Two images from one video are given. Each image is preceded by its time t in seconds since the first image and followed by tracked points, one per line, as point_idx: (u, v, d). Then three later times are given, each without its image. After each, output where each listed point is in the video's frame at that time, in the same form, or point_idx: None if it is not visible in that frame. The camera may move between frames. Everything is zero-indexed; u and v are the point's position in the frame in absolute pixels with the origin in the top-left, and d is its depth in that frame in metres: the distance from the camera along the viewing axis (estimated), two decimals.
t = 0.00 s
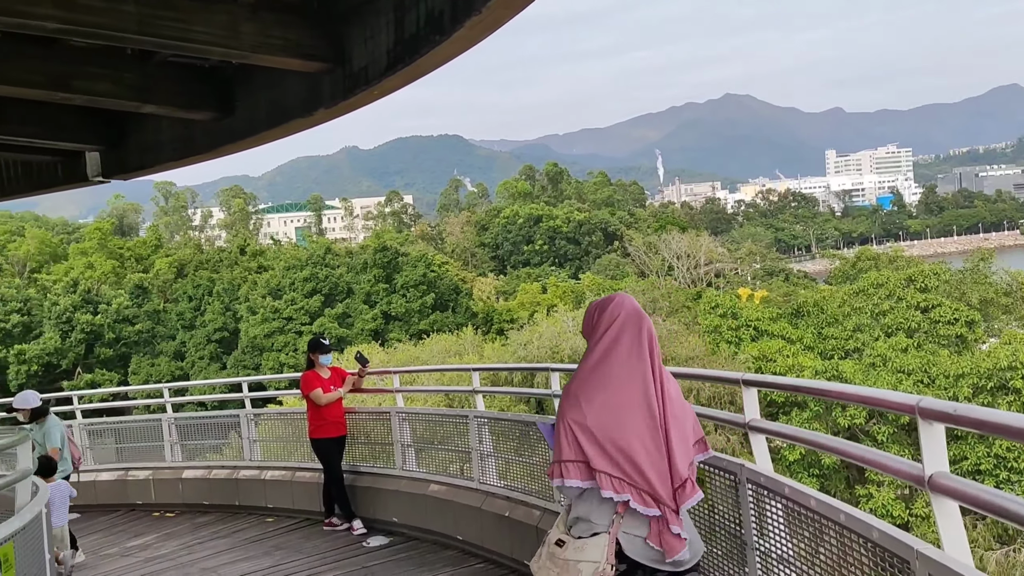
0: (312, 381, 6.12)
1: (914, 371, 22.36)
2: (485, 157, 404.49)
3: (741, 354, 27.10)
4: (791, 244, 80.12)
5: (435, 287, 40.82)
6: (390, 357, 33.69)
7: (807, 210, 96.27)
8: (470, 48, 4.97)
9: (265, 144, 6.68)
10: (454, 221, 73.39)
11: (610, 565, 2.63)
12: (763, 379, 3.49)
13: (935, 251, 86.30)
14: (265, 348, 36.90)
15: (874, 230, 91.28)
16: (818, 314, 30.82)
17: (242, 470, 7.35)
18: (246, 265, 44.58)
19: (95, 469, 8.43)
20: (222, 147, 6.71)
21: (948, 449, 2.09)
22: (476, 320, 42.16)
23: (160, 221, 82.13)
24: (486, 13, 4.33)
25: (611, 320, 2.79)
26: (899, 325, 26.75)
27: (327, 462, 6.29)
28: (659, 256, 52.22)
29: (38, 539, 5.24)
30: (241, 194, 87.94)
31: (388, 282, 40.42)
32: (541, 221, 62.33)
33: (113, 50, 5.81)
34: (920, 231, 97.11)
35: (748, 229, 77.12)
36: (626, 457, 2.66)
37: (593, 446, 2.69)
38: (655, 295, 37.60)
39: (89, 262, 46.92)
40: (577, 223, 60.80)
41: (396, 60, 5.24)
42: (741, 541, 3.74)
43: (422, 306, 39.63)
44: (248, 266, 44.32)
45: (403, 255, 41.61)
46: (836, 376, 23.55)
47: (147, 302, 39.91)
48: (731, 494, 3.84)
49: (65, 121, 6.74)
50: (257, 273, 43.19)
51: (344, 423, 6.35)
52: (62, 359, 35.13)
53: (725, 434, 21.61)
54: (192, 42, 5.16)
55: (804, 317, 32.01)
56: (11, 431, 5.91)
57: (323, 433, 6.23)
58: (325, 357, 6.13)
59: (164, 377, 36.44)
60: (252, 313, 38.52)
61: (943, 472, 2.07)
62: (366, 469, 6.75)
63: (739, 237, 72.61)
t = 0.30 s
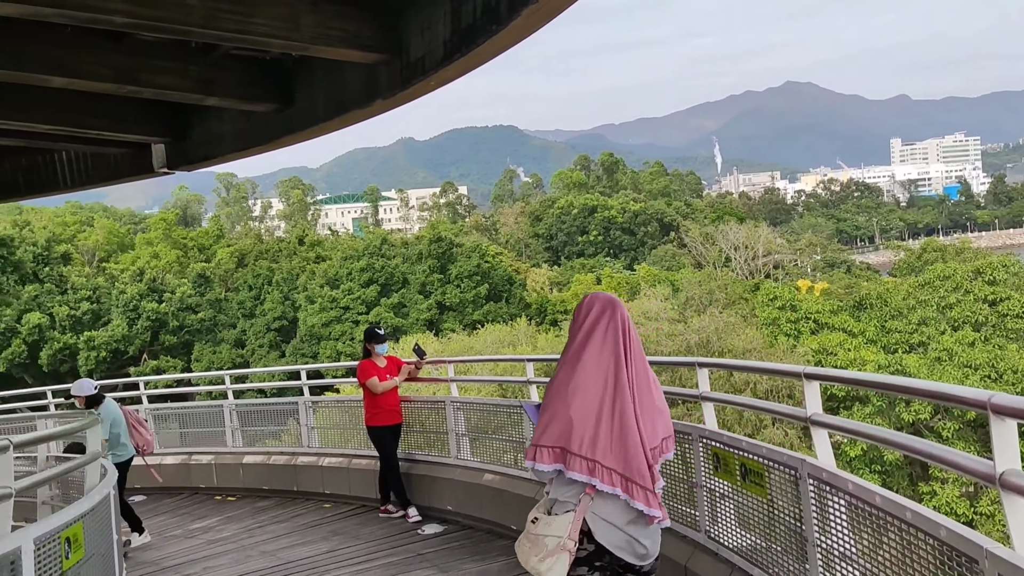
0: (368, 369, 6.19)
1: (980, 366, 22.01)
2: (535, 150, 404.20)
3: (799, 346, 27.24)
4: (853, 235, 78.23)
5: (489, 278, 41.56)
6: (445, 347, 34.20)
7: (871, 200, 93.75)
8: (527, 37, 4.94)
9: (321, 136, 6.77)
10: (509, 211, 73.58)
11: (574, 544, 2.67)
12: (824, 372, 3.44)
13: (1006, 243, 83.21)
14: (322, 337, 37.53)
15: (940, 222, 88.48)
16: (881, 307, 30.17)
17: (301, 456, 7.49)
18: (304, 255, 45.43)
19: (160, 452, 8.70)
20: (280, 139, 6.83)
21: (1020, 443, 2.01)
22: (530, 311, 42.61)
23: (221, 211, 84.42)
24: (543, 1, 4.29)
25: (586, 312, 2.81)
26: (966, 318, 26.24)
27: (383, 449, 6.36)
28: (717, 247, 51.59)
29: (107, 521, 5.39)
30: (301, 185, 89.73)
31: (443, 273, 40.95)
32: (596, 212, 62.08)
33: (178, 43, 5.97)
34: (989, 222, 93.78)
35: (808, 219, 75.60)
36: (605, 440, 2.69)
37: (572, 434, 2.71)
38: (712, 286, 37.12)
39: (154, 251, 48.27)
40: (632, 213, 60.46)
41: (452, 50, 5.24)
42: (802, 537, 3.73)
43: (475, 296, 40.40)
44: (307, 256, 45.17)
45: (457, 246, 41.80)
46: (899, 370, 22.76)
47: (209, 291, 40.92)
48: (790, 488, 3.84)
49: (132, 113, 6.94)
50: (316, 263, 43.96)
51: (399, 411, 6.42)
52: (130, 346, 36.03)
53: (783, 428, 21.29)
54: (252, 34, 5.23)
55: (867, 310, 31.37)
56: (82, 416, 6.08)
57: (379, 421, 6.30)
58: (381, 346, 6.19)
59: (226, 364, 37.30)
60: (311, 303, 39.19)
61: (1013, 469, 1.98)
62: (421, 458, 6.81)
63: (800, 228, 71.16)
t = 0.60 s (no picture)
0: (419, 360, 6.23)
1: None
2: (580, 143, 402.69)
3: (856, 339, 27.47)
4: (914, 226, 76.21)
5: (539, 269, 41.65)
6: (495, 339, 34.47)
7: (933, 191, 91.11)
8: (582, 26, 4.90)
9: (373, 128, 6.84)
10: (559, 203, 73.50)
11: (607, 528, 3.08)
12: (884, 365, 3.36)
13: None
14: (375, 327, 38.20)
15: (1006, 214, 85.52)
16: (942, 300, 29.51)
17: (354, 444, 7.60)
18: (357, 246, 46.09)
19: (217, 439, 8.93)
20: (333, 131, 6.92)
21: None
22: (580, 302, 42.38)
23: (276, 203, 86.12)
24: None
25: (605, 305, 3.23)
26: None
27: (434, 439, 6.41)
28: (771, 239, 50.82)
29: (167, 505, 5.52)
30: (353, 177, 90.87)
31: (493, 263, 41.13)
32: (647, 203, 61.68)
33: (236, 37, 6.08)
34: None
35: (865, 212, 73.89)
36: (617, 421, 3.12)
37: (588, 415, 3.14)
38: (766, 278, 36.50)
39: (212, 241, 49.38)
40: (685, 205, 59.93)
41: (506, 41, 5.24)
42: (861, 535, 3.66)
43: (526, 288, 40.04)
44: (359, 247, 45.80)
45: (508, 237, 42.05)
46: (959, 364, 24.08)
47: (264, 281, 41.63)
48: (849, 485, 3.75)
49: (192, 106, 7.11)
50: (368, 254, 44.46)
51: (449, 401, 6.45)
52: (188, 335, 36.71)
53: (840, 425, 20.91)
54: (309, 27, 5.31)
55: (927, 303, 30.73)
56: (142, 403, 6.21)
57: (430, 411, 6.34)
58: (433, 337, 6.22)
59: (281, 353, 37.92)
60: (363, 293, 39.71)
61: None
62: (472, 448, 6.85)
63: (858, 220, 69.61)
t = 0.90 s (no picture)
0: (465, 352, 6.25)
1: None
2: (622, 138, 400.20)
3: (912, 336, 27.36)
4: (973, 220, 74.09)
5: (586, 263, 41.57)
6: (541, 331, 34.54)
7: (994, 185, 88.43)
8: (632, 18, 4.85)
9: (423, 121, 6.87)
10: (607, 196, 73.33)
11: (634, 519, 3.16)
12: (943, 363, 3.26)
13: None
14: (422, 319, 38.45)
15: None
16: (1000, 297, 28.86)
17: (401, 435, 7.68)
18: (404, 239, 46.55)
19: (267, 427, 9.12)
20: (382, 124, 6.97)
21: None
22: (627, 297, 42.23)
23: (325, 195, 87.32)
24: None
25: (639, 305, 3.27)
26: None
27: (480, 431, 6.44)
28: (824, 234, 49.95)
29: (219, 491, 5.61)
30: (401, 170, 91.72)
31: (539, 257, 41.18)
32: (696, 196, 61.15)
33: (288, 32, 6.17)
34: None
35: (920, 205, 72.03)
36: (651, 414, 3.13)
37: (623, 407, 3.16)
38: (817, 272, 35.89)
39: (264, 233, 50.17)
40: (735, 199, 59.33)
41: (555, 33, 5.20)
42: (916, 535, 3.58)
43: (572, 282, 40.28)
44: (406, 239, 46.23)
45: (554, 230, 42.08)
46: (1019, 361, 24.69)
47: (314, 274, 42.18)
48: (904, 484, 3.66)
49: (245, 100, 7.22)
50: (415, 246, 44.80)
51: (495, 393, 6.47)
52: (239, 325, 37.36)
53: (892, 423, 20.53)
54: (360, 21, 5.34)
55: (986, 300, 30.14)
56: (195, 391, 6.32)
57: (477, 403, 6.37)
58: (480, 330, 6.23)
59: (329, 344, 38.37)
60: (410, 286, 40.04)
61: None
62: (518, 440, 6.86)
63: (915, 214, 67.89)
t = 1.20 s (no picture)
0: (503, 346, 6.26)
1: None
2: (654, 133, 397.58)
3: (958, 333, 27.36)
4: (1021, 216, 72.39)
5: (624, 257, 41.45)
6: (579, 326, 34.48)
7: None
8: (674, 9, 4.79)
9: (462, 114, 6.88)
10: (647, 190, 73.13)
11: (650, 498, 3.33)
12: (994, 362, 3.18)
13: None
14: (459, 312, 38.51)
15: None
16: None
17: (439, 427, 7.76)
18: (441, 233, 46.83)
19: (307, 417, 9.25)
20: (421, 117, 6.98)
21: None
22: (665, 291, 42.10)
23: (365, 189, 88.05)
24: None
25: (651, 295, 3.43)
26: None
27: (518, 424, 6.45)
28: (868, 228, 49.22)
29: (262, 479, 5.66)
30: (439, 163, 92.21)
31: (577, 251, 41.12)
32: (737, 190, 60.73)
33: (330, 25, 6.22)
34: None
35: (966, 202, 70.51)
36: (660, 400, 3.31)
37: (634, 393, 3.35)
38: (859, 268, 35.39)
39: (304, 226, 50.67)
40: (777, 193, 58.72)
41: (597, 25, 5.17)
42: (962, 536, 3.51)
43: (611, 276, 40.09)
44: (444, 233, 46.47)
45: (593, 224, 42.04)
46: None
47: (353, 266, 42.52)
48: (952, 484, 3.57)
49: (287, 93, 7.31)
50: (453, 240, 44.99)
51: (533, 387, 6.48)
52: (280, 317, 37.81)
53: (936, 422, 20.19)
54: (402, 13, 5.37)
55: None
56: (238, 381, 6.38)
57: (515, 396, 6.39)
58: (518, 323, 6.23)
59: (368, 336, 38.65)
60: (448, 279, 40.26)
61: None
62: (555, 434, 6.86)
63: (962, 209, 66.50)
